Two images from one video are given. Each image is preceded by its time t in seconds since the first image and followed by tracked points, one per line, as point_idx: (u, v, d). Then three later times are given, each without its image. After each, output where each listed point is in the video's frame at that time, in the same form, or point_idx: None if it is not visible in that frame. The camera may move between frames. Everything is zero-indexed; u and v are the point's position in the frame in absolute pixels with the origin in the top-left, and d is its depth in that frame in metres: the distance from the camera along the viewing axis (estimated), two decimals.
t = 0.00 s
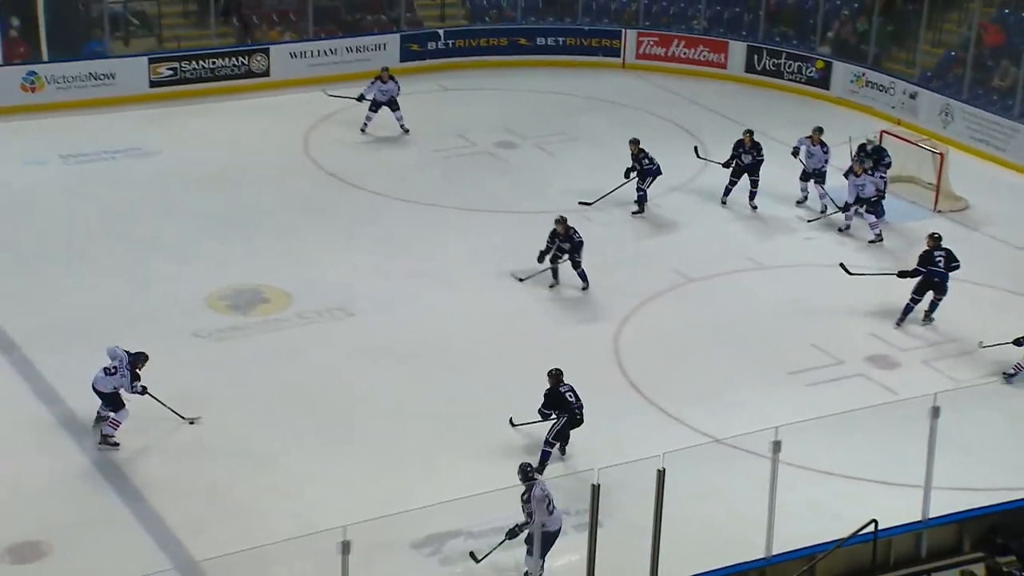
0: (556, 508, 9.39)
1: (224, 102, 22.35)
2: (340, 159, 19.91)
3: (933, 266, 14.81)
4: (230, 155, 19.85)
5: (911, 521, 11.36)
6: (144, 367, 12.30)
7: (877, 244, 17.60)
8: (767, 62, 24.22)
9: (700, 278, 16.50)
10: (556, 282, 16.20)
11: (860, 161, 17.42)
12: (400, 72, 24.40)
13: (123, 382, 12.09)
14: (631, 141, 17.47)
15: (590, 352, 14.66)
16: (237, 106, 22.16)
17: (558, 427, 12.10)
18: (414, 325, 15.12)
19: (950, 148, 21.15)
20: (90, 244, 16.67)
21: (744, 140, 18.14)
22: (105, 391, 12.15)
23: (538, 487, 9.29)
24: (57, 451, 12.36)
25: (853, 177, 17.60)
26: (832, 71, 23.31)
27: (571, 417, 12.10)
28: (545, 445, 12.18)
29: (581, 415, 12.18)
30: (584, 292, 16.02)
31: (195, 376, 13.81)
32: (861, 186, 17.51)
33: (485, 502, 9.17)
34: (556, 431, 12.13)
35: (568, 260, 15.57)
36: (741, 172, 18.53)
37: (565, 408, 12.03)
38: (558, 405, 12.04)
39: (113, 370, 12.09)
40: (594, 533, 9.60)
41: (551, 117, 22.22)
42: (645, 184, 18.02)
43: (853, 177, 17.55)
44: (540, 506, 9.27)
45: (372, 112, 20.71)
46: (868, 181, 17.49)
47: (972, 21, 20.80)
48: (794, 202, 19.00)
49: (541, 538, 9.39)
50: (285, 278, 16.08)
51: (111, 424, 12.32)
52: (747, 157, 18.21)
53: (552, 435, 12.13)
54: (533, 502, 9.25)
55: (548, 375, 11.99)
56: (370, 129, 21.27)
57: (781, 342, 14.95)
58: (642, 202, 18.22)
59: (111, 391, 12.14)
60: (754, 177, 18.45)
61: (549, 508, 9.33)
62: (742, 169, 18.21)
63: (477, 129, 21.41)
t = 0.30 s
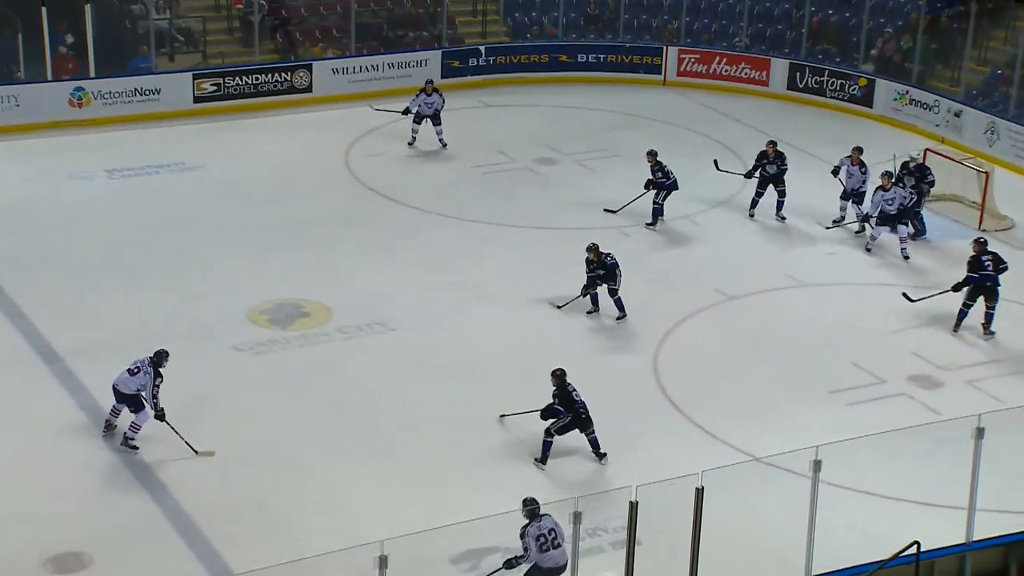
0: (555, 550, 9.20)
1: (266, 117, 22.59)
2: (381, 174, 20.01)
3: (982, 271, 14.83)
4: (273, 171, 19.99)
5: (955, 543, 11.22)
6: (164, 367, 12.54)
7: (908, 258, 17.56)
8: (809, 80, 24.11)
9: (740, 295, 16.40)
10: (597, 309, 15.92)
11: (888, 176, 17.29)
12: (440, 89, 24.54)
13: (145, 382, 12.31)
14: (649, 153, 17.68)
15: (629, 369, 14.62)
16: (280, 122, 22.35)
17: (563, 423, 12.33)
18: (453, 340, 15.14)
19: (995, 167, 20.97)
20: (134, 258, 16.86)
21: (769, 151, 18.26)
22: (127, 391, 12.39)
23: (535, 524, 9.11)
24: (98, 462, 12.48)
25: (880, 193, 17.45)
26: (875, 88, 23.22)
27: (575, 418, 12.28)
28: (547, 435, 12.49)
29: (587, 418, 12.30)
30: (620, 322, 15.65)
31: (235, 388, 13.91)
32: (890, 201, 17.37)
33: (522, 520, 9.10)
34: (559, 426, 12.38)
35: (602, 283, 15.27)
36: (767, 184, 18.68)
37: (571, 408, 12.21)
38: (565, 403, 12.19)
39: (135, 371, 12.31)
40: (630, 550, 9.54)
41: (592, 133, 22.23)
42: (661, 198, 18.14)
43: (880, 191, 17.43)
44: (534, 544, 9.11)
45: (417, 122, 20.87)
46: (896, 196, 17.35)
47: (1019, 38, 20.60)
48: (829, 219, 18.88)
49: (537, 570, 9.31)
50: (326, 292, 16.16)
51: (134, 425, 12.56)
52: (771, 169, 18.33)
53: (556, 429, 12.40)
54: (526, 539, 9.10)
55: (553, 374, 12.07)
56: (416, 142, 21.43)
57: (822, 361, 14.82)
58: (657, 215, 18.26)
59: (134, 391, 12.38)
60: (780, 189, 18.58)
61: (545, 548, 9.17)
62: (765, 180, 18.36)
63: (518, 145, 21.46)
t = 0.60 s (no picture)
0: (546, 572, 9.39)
1: (269, 122, 22.63)
2: (384, 179, 20.04)
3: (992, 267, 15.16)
4: (276, 176, 20.02)
5: (957, 548, 11.24)
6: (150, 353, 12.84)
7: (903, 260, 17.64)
8: (811, 85, 24.12)
9: (742, 300, 16.39)
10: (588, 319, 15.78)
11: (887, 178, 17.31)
12: (443, 94, 24.57)
13: (145, 374, 12.58)
14: (630, 155, 17.71)
15: (630, 374, 14.61)
16: (283, 127, 22.38)
17: (525, 411, 12.68)
18: (455, 345, 15.14)
19: (998, 172, 20.96)
20: (136, 262, 16.88)
21: (763, 151, 18.37)
22: (127, 386, 12.52)
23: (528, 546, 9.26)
24: (100, 465, 12.49)
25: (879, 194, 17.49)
26: (877, 94, 23.23)
27: (540, 405, 12.65)
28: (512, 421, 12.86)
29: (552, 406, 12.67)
30: (603, 335, 15.40)
31: (237, 393, 13.92)
32: (888, 202, 17.45)
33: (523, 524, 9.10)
34: (523, 414, 12.74)
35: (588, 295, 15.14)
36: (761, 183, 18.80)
37: (535, 397, 12.58)
38: (527, 394, 12.56)
39: (135, 364, 12.52)
40: (633, 556, 9.52)
41: (594, 138, 22.25)
42: (644, 198, 18.18)
43: (879, 194, 17.46)
44: (524, 563, 9.26)
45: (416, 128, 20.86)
46: (894, 199, 17.41)
47: (1021, 44, 20.59)
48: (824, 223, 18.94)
49: None
50: (328, 297, 16.17)
51: (121, 420, 12.63)
52: (766, 169, 18.45)
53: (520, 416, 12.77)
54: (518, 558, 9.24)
55: (516, 365, 12.46)
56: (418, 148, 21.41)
57: (824, 366, 14.80)
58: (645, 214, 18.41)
59: (134, 385, 12.55)
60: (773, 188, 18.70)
61: (536, 568, 9.33)
62: (760, 179, 18.47)
63: (520, 151, 21.48)
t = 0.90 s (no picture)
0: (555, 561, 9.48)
1: (243, 124, 22.56)
2: (359, 180, 20.02)
3: (975, 254, 15.57)
4: (252, 178, 19.96)
5: (931, 543, 11.21)
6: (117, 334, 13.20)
7: (875, 258, 17.69)
8: (785, 85, 24.23)
9: (716, 299, 16.46)
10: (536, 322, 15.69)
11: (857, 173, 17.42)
12: (419, 94, 24.55)
13: (114, 351, 12.96)
14: (586, 153, 17.96)
15: (607, 373, 14.64)
16: (259, 128, 22.32)
17: (477, 386, 13.16)
18: (430, 346, 15.13)
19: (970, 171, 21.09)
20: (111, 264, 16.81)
21: (727, 147, 18.62)
22: (99, 368, 12.91)
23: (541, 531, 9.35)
24: (74, 469, 12.44)
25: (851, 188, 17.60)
26: (851, 93, 23.35)
27: (490, 382, 13.08)
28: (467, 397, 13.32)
29: (504, 383, 13.14)
30: (550, 339, 15.37)
31: (212, 395, 13.88)
32: (857, 198, 17.54)
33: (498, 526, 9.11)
34: (476, 388, 13.21)
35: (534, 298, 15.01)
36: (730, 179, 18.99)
37: (486, 372, 13.02)
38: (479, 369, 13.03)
39: (103, 345, 12.89)
40: (608, 554, 9.66)
41: (570, 138, 22.27)
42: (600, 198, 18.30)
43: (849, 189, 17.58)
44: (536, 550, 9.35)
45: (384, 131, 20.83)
46: (861, 195, 17.52)
47: (992, 44, 20.73)
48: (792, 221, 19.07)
49: None
50: (304, 298, 16.14)
51: (97, 398, 13.08)
52: (731, 165, 18.66)
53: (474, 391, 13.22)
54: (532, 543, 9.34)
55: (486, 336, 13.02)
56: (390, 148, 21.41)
57: (799, 364, 14.86)
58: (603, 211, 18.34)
59: (106, 365, 12.93)
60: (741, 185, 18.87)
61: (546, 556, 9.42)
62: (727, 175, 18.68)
63: (496, 151, 21.49)
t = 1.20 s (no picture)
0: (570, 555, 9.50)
1: (207, 126, 22.44)
2: (325, 182, 19.96)
3: (937, 247, 16.09)
4: (217, 181, 19.85)
5: (894, 541, 11.32)
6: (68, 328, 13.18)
7: (829, 259, 17.78)
8: (749, 86, 24.38)
9: (683, 299, 16.54)
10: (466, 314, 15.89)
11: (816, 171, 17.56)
12: (383, 96, 24.51)
13: (64, 347, 12.95)
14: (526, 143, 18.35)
15: (574, 375, 14.66)
16: (223, 131, 22.20)
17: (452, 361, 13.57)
18: (397, 349, 15.11)
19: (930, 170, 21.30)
20: (74, 269, 16.67)
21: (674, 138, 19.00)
22: (53, 366, 12.90)
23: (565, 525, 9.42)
24: (38, 475, 12.33)
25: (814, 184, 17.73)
26: (814, 94, 23.51)
27: (462, 358, 13.48)
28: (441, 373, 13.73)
29: (475, 361, 13.48)
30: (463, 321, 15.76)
31: (177, 399, 13.80)
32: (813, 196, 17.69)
33: (466, 528, 9.12)
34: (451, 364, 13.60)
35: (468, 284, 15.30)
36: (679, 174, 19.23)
37: (460, 348, 13.42)
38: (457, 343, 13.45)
39: (52, 342, 12.88)
40: (578, 559, 9.53)
41: (536, 139, 22.31)
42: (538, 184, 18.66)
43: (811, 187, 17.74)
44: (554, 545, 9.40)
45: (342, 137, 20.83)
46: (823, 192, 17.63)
47: (951, 45, 20.93)
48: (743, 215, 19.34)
49: None
50: (270, 302, 16.07)
51: (66, 394, 13.15)
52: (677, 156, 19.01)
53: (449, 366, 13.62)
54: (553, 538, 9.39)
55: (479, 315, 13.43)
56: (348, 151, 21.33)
57: (765, 363, 14.96)
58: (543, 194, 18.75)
59: (60, 362, 12.94)
60: (685, 179, 19.18)
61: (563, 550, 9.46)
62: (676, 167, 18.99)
63: (462, 152, 21.48)
